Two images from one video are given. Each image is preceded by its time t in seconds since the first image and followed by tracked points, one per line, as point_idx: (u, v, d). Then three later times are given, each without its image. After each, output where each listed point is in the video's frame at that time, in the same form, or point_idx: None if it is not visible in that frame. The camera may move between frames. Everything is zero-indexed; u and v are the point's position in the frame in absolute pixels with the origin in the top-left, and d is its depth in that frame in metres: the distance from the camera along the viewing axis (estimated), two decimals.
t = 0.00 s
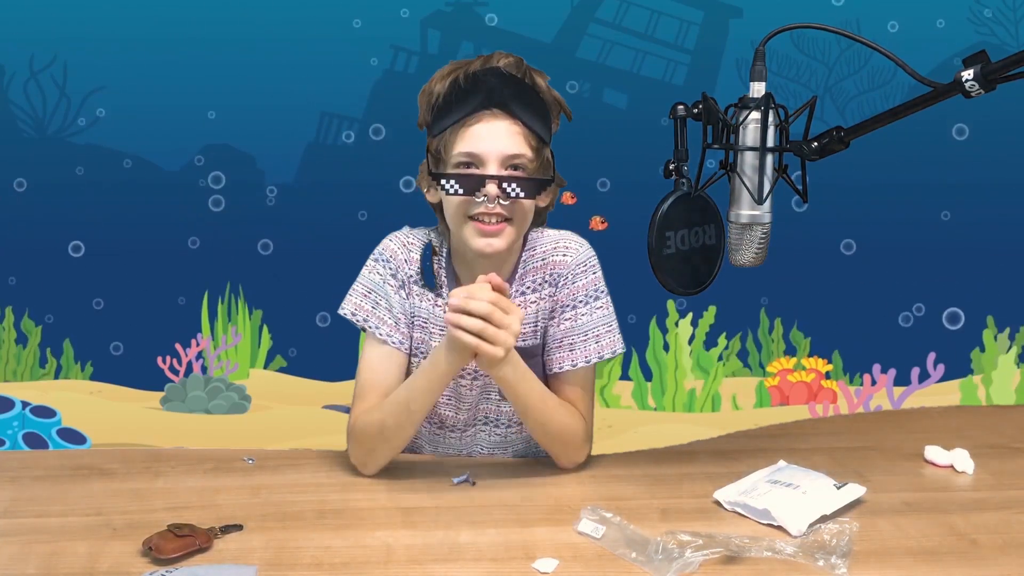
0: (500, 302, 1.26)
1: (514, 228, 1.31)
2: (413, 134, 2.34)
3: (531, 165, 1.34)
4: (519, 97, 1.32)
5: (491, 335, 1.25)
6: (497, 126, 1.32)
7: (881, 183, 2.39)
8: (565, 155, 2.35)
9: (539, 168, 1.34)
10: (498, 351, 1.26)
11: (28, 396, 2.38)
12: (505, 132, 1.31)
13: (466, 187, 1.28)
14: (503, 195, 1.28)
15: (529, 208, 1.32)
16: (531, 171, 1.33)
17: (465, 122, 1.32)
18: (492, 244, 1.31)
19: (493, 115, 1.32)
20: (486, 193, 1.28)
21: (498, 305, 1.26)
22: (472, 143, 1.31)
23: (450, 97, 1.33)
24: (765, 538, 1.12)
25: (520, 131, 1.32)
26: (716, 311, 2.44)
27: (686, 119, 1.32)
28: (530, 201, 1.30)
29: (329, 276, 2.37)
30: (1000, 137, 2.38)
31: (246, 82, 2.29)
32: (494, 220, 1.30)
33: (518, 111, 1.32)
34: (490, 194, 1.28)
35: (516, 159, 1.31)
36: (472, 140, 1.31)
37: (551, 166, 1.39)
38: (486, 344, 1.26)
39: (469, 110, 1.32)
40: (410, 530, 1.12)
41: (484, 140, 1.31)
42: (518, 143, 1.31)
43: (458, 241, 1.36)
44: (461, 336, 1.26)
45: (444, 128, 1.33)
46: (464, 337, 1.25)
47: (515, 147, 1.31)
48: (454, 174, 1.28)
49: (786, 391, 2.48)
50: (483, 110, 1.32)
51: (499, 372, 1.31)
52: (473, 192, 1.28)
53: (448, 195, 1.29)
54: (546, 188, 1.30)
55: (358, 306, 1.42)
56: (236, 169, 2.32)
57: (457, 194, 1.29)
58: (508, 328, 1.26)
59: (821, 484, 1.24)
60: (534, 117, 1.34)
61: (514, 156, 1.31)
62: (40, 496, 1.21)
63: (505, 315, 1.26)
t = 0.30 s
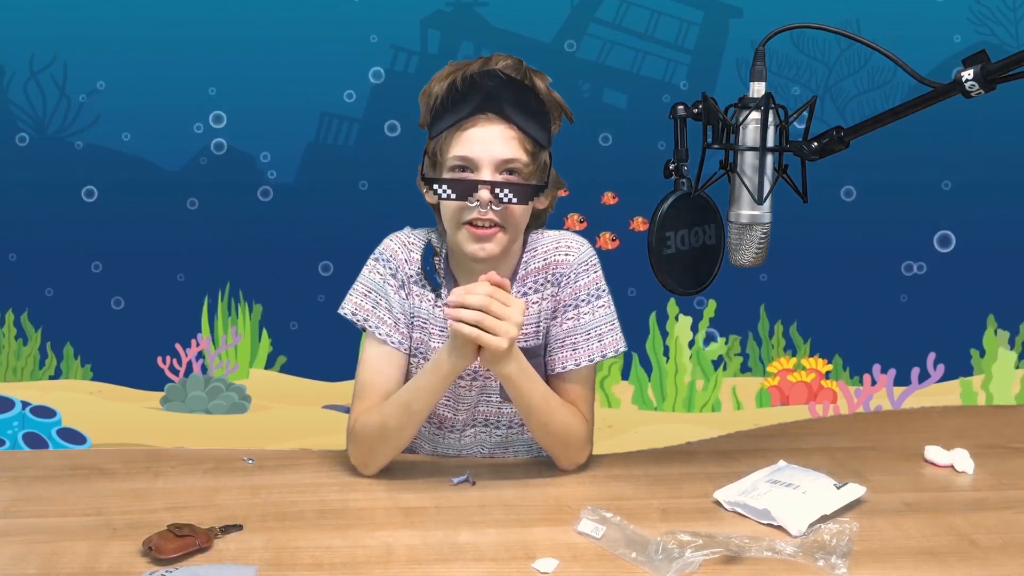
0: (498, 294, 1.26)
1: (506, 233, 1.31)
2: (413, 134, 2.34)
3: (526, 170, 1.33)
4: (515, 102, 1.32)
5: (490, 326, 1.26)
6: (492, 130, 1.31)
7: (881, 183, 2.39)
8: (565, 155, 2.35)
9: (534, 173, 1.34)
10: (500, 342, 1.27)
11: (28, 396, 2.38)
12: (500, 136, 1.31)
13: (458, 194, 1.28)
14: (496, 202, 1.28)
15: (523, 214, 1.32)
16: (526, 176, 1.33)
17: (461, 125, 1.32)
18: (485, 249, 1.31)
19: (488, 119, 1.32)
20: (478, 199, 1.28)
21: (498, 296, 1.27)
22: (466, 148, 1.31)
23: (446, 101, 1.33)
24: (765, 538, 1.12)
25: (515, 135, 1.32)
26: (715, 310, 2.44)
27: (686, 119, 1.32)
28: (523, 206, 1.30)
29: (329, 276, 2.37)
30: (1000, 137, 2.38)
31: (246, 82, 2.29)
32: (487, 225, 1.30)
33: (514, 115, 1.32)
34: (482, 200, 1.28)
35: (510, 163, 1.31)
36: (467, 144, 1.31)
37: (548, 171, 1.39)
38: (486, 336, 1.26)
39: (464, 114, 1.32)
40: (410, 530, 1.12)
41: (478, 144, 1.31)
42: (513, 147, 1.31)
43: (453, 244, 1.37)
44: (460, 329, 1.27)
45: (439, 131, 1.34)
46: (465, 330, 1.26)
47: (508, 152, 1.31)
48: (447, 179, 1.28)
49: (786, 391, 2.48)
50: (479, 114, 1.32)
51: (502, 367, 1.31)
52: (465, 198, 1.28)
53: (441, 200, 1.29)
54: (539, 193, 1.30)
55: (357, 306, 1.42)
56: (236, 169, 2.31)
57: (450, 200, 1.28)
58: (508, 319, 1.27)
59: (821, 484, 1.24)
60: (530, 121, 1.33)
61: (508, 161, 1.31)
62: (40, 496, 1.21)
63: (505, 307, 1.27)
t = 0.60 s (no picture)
0: (496, 295, 1.26)
1: (505, 234, 1.31)
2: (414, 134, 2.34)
3: (524, 170, 1.33)
4: (513, 103, 1.32)
5: (489, 327, 1.26)
6: (490, 131, 1.31)
7: (881, 183, 2.39)
8: (565, 155, 2.35)
9: (532, 173, 1.34)
10: (498, 344, 1.27)
11: (28, 395, 2.38)
12: (498, 137, 1.31)
13: (457, 196, 1.28)
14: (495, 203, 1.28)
15: (521, 214, 1.32)
16: (524, 176, 1.33)
17: (459, 127, 1.32)
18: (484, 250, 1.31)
19: (486, 121, 1.32)
20: (477, 201, 1.28)
21: (495, 298, 1.27)
22: (465, 148, 1.31)
23: (444, 102, 1.33)
24: (765, 538, 1.12)
25: (513, 135, 1.32)
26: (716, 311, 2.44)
27: (686, 119, 1.32)
28: (521, 207, 1.30)
29: (328, 276, 2.37)
30: (1001, 137, 2.38)
31: (246, 82, 2.29)
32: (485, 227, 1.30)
33: (512, 115, 1.32)
34: (481, 201, 1.28)
35: (508, 164, 1.31)
36: (465, 146, 1.31)
37: (546, 170, 1.39)
38: (485, 337, 1.27)
39: (463, 115, 1.32)
40: (410, 530, 1.12)
41: (476, 146, 1.31)
42: (510, 148, 1.31)
43: (451, 244, 1.37)
44: (459, 330, 1.27)
45: (437, 132, 1.34)
46: (463, 332, 1.26)
47: (506, 153, 1.31)
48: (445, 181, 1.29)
49: (786, 391, 2.48)
50: (476, 115, 1.32)
51: (501, 367, 1.31)
52: (464, 200, 1.28)
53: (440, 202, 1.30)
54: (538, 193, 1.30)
55: (355, 305, 1.42)
56: (236, 169, 2.31)
57: (449, 202, 1.29)
58: (505, 320, 1.27)
59: (821, 484, 1.24)
60: (527, 121, 1.33)
61: (506, 162, 1.31)
62: (40, 496, 1.21)
63: (503, 307, 1.27)
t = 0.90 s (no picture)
0: (495, 290, 1.27)
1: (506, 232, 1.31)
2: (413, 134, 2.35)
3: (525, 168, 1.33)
4: (514, 101, 1.32)
5: (488, 323, 1.26)
6: (491, 129, 1.31)
7: (881, 183, 2.39)
8: (565, 155, 2.35)
9: (533, 172, 1.34)
10: (497, 340, 1.27)
11: (28, 395, 2.38)
12: (499, 135, 1.31)
13: (459, 194, 1.28)
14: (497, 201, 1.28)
15: (523, 212, 1.32)
16: (525, 174, 1.32)
17: (460, 125, 1.32)
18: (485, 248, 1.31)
19: (487, 119, 1.32)
20: (479, 198, 1.28)
21: (494, 293, 1.27)
22: (466, 146, 1.31)
23: (445, 99, 1.33)
24: (765, 538, 1.12)
25: (514, 133, 1.32)
26: (715, 310, 2.44)
27: (686, 119, 1.32)
28: (523, 205, 1.30)
29: (328, 275, 2.37)
30: (1002, 137, 2.38)
31: (246, 82, 2.29)
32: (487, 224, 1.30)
33: (514, 113, 1.32)
34: (482, 199, 1.28)
35: (510, 161, 1.31)
36: (466, 143, 1.31)
37: (547, 169, 1.38)
38: (484, 333, 1.26)
39: (464, 113, 1.32)
40: (410, 530, 1.12)
41: (478, 143, 1.31)
42: (512, 146, 1.31)
43: (452, 243, 1.37)
44: (459, 327, 1.26)
45: (438, 130, 1.33)
46: (462, 328, 1.26)
47: (508, 150, 1.31)
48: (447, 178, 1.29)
49: (786, 391, 2.48)
50: (477, 113, 1.32)
51: (500, 364, 1.31)
52: (466, 197, 1.28)
53: (442, 199, 1.29)
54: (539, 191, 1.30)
55: (355, 305, 1.42)
56: (236, 169, 2.31)
57: (451, 199, 1.29)
58: (505, 316, 1.27)
59: (821, 484, 1.24)
60: (528, 120, 1.33)
61: (507, 159, 1.30)
62: (40, 496, 1.21)
63: (502, 303, 1.27)
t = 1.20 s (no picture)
0: (496, 289, 1.27)
1: (510, 235, 1.31)
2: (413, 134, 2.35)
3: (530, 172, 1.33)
4: (520, 105, 1.32)
5: (488, 321, 1.26)
6: (496, 132, 1.31)
7: (881, 183, 2.39)
8: (565, 155, 2.35)
9: (537, 176, 1.34)
10: (497, 338, 1.27)
11: (27, 395, 2.38)
12: (504, 139, 1.31)
13: (464, 197, 1.28)
14: (502, 205, 1.28)
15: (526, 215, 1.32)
16: (529, 177, 1.32)
17: (465, 127, 1.32)
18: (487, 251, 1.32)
19: (493, 122, 1.32)
20: (483, 202, 1.28)
21: (495, 293, 1.27)
22: (472, 149, 1.31)
23: (452, 101, 1.33)
24: (765, 538, 1.12)
25: (519, 137, 1.32)
26: (715, 310, 2.44)
27: (686, 119, 1.32)
28: (527, 209, 1.30)
29: (328, 275, 2.37)
30: (1003, 137, 2.38)
31: (246, 82, 2.29)
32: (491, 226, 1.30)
33: (519, 116, 1.32)
34: (487, 204, 1.28)
35: (515, 165, 1.31)
36: (471, 146, 1.31)
37: (550, 172, 1.39)
38: (485, 331, 1.26)
39: (469, 116, 1.32)
40: (410, 530, 1.12)
41: (483, 146, 1.30)
42: (517, 149, 1.31)
43: (455, 244, 1.37)
44: (459, 325, 1.26)
45: (443, 132, 1.33)
46: (462, 327, 1.26)
47: (513, 154, 1.31)
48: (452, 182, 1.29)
49: (786, 391, 2.48)
50: (482, 116, 1.32)
51: (501, 363, 1.31)
52: (470, 201, 1.28)
53: (446, 202, 1.30)
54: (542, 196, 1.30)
55: (356, 306, 1.42)
56: (236, 168, 2.31)
57: (456, 202, 1.29)
58: (505, 314, 1.26)
59: (821, 484, 1.24)
60: (533, 124, 1.33)
61: (512, 163, 1.31)
62: (40, 496, 1.21)
63: (504, 302, 1.27)
